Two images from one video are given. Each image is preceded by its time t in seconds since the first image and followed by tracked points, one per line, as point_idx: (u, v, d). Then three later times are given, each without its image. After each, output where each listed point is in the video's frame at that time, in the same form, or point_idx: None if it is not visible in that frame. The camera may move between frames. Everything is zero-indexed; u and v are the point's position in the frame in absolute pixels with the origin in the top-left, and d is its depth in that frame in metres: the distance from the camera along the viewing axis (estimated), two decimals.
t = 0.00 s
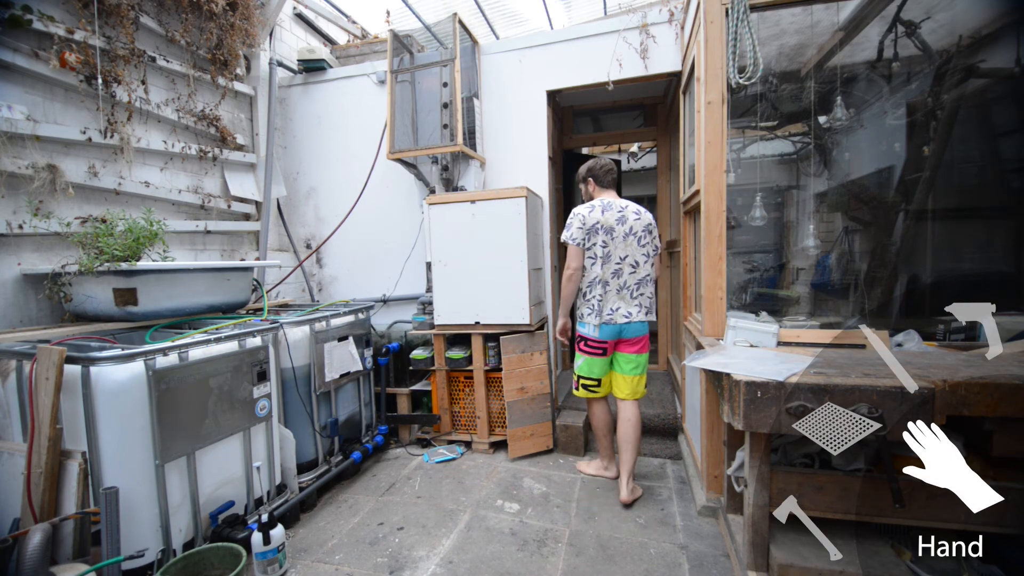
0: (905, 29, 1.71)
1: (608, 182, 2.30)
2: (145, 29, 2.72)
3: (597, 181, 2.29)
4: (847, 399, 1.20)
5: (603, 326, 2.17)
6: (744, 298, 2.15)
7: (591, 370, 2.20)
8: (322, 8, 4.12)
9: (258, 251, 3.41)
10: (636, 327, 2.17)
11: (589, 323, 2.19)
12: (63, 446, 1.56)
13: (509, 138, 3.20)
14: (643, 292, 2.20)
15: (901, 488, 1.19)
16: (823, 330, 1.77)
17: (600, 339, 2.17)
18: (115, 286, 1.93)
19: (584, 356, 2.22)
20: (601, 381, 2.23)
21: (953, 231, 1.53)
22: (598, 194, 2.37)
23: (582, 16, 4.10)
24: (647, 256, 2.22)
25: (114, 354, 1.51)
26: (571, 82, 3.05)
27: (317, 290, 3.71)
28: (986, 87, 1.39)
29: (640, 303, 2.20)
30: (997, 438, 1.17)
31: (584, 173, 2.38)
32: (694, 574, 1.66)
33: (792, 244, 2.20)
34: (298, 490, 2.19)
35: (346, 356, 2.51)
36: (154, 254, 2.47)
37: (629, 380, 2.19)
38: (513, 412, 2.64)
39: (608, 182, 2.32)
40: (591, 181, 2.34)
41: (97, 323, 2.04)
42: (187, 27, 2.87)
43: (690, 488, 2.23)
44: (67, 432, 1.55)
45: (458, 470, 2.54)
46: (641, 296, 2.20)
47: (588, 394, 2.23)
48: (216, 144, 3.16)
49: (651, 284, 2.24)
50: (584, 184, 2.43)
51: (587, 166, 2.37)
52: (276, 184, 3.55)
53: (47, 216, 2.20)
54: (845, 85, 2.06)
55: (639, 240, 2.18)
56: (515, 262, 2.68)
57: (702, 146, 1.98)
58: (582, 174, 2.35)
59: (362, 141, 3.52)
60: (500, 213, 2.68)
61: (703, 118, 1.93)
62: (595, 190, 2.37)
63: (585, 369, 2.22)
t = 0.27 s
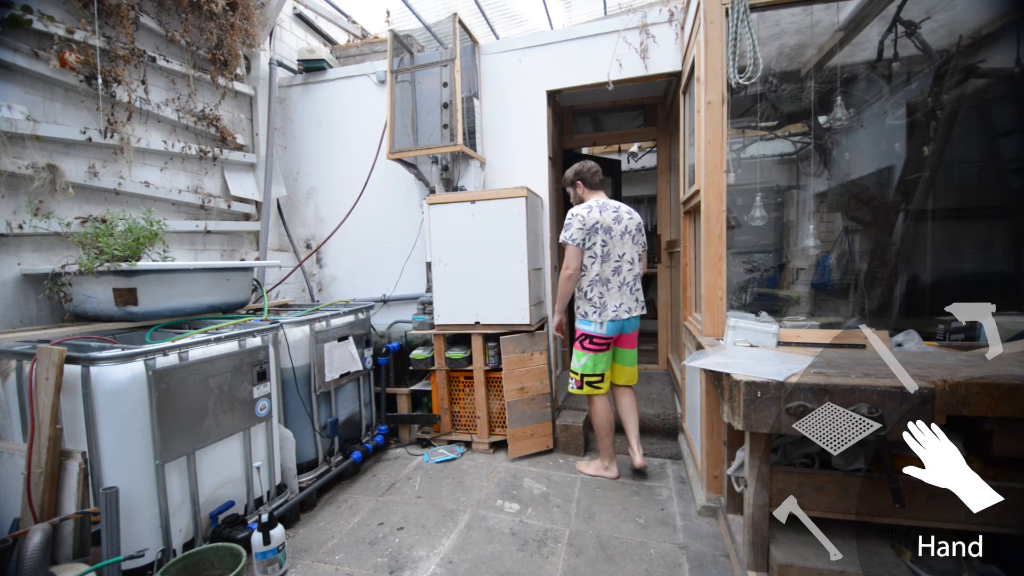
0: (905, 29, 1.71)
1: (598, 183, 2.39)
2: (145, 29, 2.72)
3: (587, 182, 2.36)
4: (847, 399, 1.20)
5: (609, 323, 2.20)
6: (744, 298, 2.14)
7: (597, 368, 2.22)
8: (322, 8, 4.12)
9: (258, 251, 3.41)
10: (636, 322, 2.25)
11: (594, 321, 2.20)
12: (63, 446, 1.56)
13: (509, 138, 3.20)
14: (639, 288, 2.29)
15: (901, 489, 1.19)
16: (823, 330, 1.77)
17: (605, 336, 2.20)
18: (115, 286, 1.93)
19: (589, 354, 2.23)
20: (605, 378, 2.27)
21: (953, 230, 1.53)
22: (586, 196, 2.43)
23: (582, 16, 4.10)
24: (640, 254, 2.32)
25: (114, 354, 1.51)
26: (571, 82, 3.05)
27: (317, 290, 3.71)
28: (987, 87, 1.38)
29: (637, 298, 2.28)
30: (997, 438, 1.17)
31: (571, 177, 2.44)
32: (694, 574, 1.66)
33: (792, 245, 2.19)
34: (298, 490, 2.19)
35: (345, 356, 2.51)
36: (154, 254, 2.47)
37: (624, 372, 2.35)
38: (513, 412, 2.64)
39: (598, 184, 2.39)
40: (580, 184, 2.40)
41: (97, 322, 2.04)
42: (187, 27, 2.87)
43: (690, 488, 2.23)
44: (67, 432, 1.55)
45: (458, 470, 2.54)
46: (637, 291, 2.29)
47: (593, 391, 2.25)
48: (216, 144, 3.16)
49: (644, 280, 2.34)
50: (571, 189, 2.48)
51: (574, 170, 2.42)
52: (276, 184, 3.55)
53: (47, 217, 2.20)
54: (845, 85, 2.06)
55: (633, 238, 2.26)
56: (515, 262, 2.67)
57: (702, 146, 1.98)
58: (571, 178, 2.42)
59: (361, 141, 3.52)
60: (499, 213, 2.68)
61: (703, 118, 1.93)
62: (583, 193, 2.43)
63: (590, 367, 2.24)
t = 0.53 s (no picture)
0: (905, 29, 1.71)
1: (597, 186, 2.43)
2: (145, 29, 2.72)
3: (588, 185, 2.41)
4: (847, 399, 1.20)
5: (618, 318, 2.27)
6: (744, 298, 2.15)
7: (606, 364, 2.28)
8: (322, 8, 4.12)
9: (258, 251, 3.41)
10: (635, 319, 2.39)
11: (603, 317, 2.26)
12: (63, 446, 1.56)
13: (509, 138, 3.20)
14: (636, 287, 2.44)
15: (901, 489, 1.19)
16: (823, 331, 1.77)
17: (614, 332, 2.27)
18: (115, 286, 1.93)
19: (598, 350, 2.28)
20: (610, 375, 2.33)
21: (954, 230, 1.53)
22: (585, 198, 2.46)
23: (582, 16, 4.10)
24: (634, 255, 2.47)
25: (114, 354, 1.51)
26: (571, 82, 3.05)
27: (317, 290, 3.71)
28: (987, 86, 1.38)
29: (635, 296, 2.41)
30: (997, 438, 1.17)
31: (570, 178, 2.46)
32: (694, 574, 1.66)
33: (792, 245, 2.19)
34: (298, 490, 2.19)
35: (345, 356, 2.51)
36: (154, 254, 2.47)
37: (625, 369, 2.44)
38: (513, 412, 2.64)
39: (598, 186, 2.43)
40: (580, 186, 2.44)
41: (97, 322, 2.04)
42: (187, 27, 2.87)
43: (690, 488, 2.23)
44: (67, 432, 1.55)
45: (458, 470, 2.54)
46: (634, 290, 2.43)
47: (599, 388, 2.29)
48: (216, 144, 3.16)
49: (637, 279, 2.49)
50: (568, 190, 2.49)
51: (574, 171, 2.45)
52: (276, 184, 3.55)
53: (47, 217, 2.20)
54: (845, 85, 2.06)
55: (632, 239, 2.40)
56: (515, 262, 2.67)
57: (702, 146, 1.98)
58: (570, 179, 2.45)
59: (361, 141, 3.52)
60: (499, 212, 2.68)
61: (703, 118, 1.93)
62: (583, 195, 2.46)
63: (599, 363, 2.28)
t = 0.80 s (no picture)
0: (905, 29, 1.71)
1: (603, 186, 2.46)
2: (145, 29, 2.72)
3: (596, 186, 2.44)
4: (847, 399, 1.20)
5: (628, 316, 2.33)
6: (744, 298, 2.15)
7: (613, 361, 2.31)
8: (322, 8, 4.12)
9: (258, 251, 3.41)
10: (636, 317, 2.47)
11: (613, 314, 2.29)
12: (63, 446, 1.56)
13: (509, 137, 3.20)
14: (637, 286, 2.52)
15: (901, 489, 1.19)
16: (823, 331, 1.77)
17: (622, 329, 2.31)
18: (116, 286, 1.93)
19: (606, 347, 2.30)
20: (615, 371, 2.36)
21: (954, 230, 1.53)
22: (594, 198, 2.47)
23: (582, 16, 4.10)
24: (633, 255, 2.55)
25: (114, 354, 1.51)
26: (571, 82, 3.05)
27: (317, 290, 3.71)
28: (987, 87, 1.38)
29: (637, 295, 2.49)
30: (997, 438, 1.17)
31: (579, 178, 2.47)
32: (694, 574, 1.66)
33: (792, 245, 2.19)
34: (298, 490, 2.19)
35: (345, 356, 2.51)
36: (154, 254, 2.47)
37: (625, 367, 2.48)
38: (513, 412, 2.64)
39: (604, 186, 2.45)
40: (588, 187, 2.45)
41: (97, 323, 2.04)
42: (187, 27, 2.87)
43: (690, 488, 2.23)
44: (67, 432, 1.55)
45: (458, 470, 2.54)
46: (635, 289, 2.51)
47: (605, 384, 2.31)
48: (216, 144, 3.16)
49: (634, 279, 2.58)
50: (575, 190, 2.49)
51: (583, 172, 2.46)
52: (276, 184, 3.55)
53: (47, 216, 2.20)
54: (845, 85, 2.06)
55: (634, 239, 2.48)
56: (515, 262, 2.67)
57: (702, 146, 1.98)
58: (579, 179, 2.47)
59: (361, 141, 3.52)
60: (499, 212, 2.68)
61: (703, 118, 1.93)
62: (590, 196, 2.48)
63: (606, 360, 2.31)
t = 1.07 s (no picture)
0: (905, 29, 1.90)
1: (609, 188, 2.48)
2: (145, 29, 2.72)
3: (603, 186, 2.45)
4: (847, 399, 1.19)
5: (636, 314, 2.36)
6: (744, 299, 2.01)
7: (621, 358, 2.33)
8: (322, 8, 4.12)
9: (258, 251, 3.41)
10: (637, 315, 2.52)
11: (624, 312, 2.31)
12: (63, 446, 1.56)
13: (509, 137, 3.20)
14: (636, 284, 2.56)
15: (899, 488, 1.21)
16: (823, 330, 1.75)
17: (631, 326, 2.34)
18: (115, 286, 1.93)
19: (615, 345, 2.32)
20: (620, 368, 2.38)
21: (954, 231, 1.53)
22: (601, 198, 2.48)
23: (582, 16, 4.10)
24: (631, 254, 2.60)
25: (114, 354, 1.51)
26: (571, 82, 3.05)
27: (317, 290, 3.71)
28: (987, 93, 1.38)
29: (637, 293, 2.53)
30: (996, 438, 1.18)
31: (586, 178, 2.46)
32: (694, 574, 1.66)
33: (792, 244, 2.08)
34: (298, 490, 2.19)
35: (345, 356, 2.51)
36: (154, 254, 2.47)
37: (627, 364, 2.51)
38: (513, 412, 2.64)
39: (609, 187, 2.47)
40: (596, 187, 2.46)
41: (97, 323, 2.04)
42: (187, 27, 2.87)
43: (690, 488, 2.23)
44: (67, 432, 1.55)
45: (458, 470, 2.54)
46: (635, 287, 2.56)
47: (613, 381, 2.33)
48: (216, 144, 3.16)
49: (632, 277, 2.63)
50: (582, 190, 2.48)
51: (591, 172, 2.46)
52: (276, 184, 3.55)
53: (47, 217, 2.20)
54: (845, 85, 2.06)
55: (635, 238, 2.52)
56: (515, 262, 2.67)
57: (702, 146, 1.98)
58: (586, 179, 2.46)
59: (362, 141, 3.52)
60: (499, 213, 2.68)
61: (703, 118, 1.92)
62: (597, 196, 2.48)
63: (615, 357, 2.32)
